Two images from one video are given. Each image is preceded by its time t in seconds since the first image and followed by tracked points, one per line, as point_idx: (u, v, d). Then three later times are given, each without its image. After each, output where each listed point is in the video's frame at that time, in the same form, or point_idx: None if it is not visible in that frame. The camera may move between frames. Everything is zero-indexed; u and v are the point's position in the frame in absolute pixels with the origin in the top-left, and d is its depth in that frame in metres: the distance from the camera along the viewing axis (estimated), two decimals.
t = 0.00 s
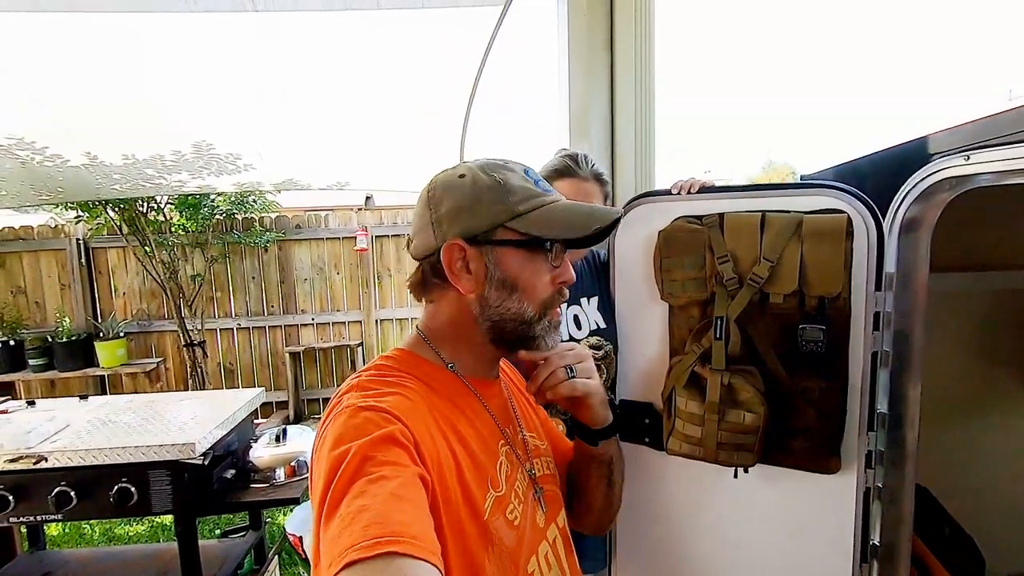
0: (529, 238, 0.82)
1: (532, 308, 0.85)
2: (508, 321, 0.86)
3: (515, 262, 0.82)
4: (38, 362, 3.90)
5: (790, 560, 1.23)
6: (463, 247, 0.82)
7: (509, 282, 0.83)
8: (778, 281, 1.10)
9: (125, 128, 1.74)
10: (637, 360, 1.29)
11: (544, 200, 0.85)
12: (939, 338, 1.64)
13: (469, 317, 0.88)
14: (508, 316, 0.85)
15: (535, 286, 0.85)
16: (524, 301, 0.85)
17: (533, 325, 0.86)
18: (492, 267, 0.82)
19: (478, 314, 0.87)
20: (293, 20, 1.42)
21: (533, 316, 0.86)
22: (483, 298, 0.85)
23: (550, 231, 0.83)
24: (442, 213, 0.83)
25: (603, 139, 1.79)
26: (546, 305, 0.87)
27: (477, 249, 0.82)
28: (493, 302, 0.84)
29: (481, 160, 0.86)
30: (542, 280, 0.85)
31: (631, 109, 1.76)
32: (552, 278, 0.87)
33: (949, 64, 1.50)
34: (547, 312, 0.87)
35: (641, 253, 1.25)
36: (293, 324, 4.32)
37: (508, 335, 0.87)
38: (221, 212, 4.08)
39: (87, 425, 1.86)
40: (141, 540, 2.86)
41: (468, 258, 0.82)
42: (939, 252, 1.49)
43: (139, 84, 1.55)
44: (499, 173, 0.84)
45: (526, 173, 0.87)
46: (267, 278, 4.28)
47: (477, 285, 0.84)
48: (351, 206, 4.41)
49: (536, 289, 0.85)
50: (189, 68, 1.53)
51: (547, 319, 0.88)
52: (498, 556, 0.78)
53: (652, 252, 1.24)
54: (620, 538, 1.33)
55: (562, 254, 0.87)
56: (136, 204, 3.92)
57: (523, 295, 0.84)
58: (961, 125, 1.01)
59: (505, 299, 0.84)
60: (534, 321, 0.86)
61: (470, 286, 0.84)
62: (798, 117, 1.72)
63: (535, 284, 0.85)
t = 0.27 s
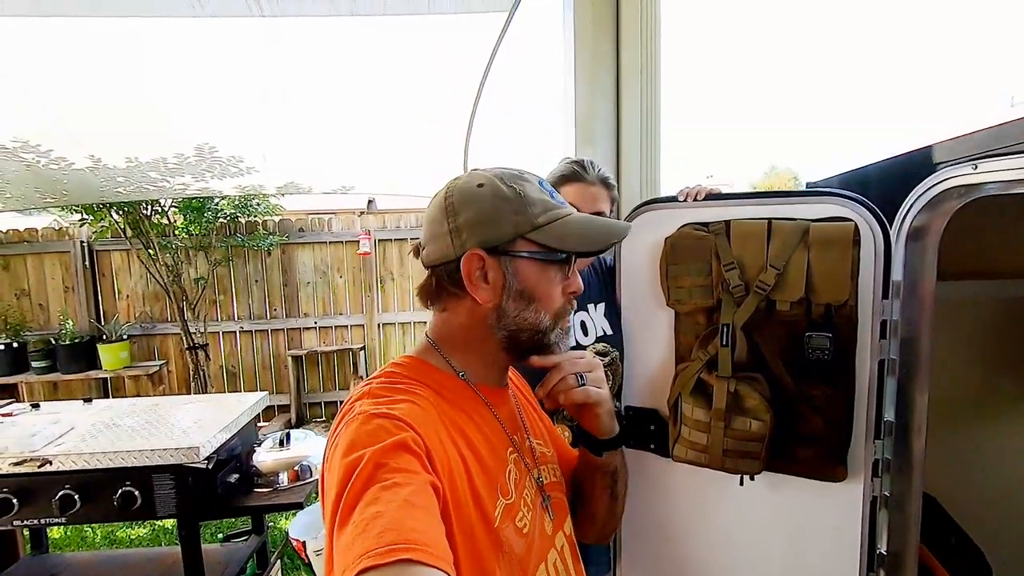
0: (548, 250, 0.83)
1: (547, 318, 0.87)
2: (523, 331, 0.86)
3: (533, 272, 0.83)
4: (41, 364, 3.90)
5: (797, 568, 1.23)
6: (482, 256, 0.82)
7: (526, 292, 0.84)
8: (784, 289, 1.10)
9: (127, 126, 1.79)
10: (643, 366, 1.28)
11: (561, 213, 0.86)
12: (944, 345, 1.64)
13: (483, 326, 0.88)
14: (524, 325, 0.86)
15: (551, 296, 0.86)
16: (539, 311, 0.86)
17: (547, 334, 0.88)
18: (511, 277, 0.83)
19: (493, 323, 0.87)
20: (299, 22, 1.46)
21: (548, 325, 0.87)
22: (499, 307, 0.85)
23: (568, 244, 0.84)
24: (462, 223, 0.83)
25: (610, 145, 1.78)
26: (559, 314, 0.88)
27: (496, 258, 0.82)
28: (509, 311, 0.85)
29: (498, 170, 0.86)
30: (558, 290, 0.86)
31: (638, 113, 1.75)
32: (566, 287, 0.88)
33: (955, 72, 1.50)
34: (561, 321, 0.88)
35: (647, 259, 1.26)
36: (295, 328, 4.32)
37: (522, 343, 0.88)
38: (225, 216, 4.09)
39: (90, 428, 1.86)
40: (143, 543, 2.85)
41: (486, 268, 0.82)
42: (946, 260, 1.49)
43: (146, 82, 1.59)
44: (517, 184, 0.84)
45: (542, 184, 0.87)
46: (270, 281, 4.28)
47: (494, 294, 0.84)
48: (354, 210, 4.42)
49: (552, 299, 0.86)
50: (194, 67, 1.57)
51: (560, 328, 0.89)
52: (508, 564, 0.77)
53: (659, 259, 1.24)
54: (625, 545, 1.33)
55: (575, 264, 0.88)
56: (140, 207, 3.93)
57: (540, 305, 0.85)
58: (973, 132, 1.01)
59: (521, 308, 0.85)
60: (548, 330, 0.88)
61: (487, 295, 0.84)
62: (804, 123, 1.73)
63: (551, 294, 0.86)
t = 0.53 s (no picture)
0: (546, 250, 0.83)
1: (543, 320, 0.86)
2: (518, 333, 0.86)
3: (529, 274, 0.83)
4: (41, 362, 3.90)
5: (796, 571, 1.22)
6: (479, 256, 0.81)
7: (523, 294, 0.83)
8: (784, 290, 1.10)
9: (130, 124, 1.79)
10: (642, 367, 1.28)
11: (559, 213, 0.86)
12: (945, 347, 1.63)
13: (479, 325, 0.88)
14: (519, 327, 0.85)
15: (547, 298, 0.85)
16: (535, 313, 0.85)
17: (543, 337, 0.87)
18: (507, 277, 0.82)
19: (489, 323, 0.86)
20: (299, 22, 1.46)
21: (544, 327, 0.86)
22: (495, 308, 0.85)
23: (566, 244, 0.84)
24: (460, 221, 0.82)
25: (610, 145, 1.78)
26: (555, 316, 0.87)
27: (493, 259, 0.82)
28: (505, 312, 0.84)
29: (497, 169, 0.86)
30: (554, 292, 0.86)
31: (639, 114, 1.74)
32: (563, 290, 0.87)
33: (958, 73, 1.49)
34: (557, 324, 0.88)
35: (647, 260, 1.25)
36: (296, 327, 4.32)
37: (516, 346, 0.87)
38: (226, 215, 4.09)
39: (89, 426, 1.86)
40: (141, 542, 2.85)
41: (483, 268, 0.82)
42: (947, 262, 1.49)
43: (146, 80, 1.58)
44: (516, 183, 0.84)
45: (542, 184, 0.87)
46: (271, 281, 4.28)
47: (491, 294, 0.83)
48: (355, 210, 4.42)
49: (549, 300, 0.86)
50: (193, 66, 1.56)
51: (556, 330, 0.88)
52: (501, 565, 0.77)
53: (659, 260, 1.24)
54: (623, 547, 1.33)
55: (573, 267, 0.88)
56: (141, 206, 3.93)
57: (536, 306, 0.85)
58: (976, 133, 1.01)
59: (517, 310, 0.84)
60: (544, 333, 0.87)
61: (483, 294, 0.83)
62: (806, 124, 1.72)
63: (548, 296, 0.85)
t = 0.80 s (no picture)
0: (517, 235, 0.82)
1: (522, 309, 0.84)
2: (499, 322, 0.85)
3: (503, 262, 0.82)
4: (42, 361, 3.91)
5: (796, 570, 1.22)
6: (452, 247, 0.83)
7: (498, 282, 0.83)
8: (785, 289, 1.10)
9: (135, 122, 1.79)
10: (642, 365, 1.28)
11: (535, 198, 0.84)
12: (946, 348, 1.63)
13: (463, 315, 0.89)
14: (496, 317, 0.85)
15: (524, 286, 0.84)
16: (513, 301, 0.84)
17: (524, 326, 0.85)
18: (480, 266, 0.83)
19: (471, 314, 0.87)
20: (303, 21, 1.47)
21: (523, 316, 0.85)
22: (475, 298, 0.85)
23: (538, 228, 0.81)
24: (435, 214, 0.85)
25: (612, 146, 1.78)
26: (537, 305, 0.85)
27: (465, 248, 0.83)
28: (483, 302, 0.85)
29: (477, 161, 0.88)
30: (533, 280, 0.84)
31: (641, 115, 1.75)
32: (545, 278, 0.85)
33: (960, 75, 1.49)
34: (539, 312, 0.85)
35: (648, 259, 1.26)
36: (296, 327, 4.33)
37: (500, 336, 0.87)
38: (228, 215, 4.09)
39: (90, 423, 1.87)
40: (141, 540, 2.85)
41: (458, 259, 0.84)
42: (948, 264, 1.49)
43: (149, 78, 1.59)
44: (490, 172, 0.84)
45: (522, 173, 0.87)
46: (272, 281, 4.29)
47: (468, 284, 0.85)
48: (356, 210, 4.42)
49: (527, 289, 0.84)
50: (196, 65, 1.57)
51: (541, 319, 0.86)
52: (505, 558, 0.77)
53: (660, 259, 1.24)
54: (623, 545, 1.33)
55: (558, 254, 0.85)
56: (143, 205, 3.94)
57: (513, 295, 0.84)
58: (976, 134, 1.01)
59: (495, 299, 0.84)
60: (526, 322, 0.85)
61: (461, 284, 0.86)
62: (807, 126, 1.73)
63: (525, 284, 0.84)
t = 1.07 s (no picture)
0: (483, 230, 0.82)
1: (498, 303, 0.84)
2: (479, 318, 0.86)
3: (473, 258, 0.83)
4: (42, 362, 3.91)
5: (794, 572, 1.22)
6: (428, 247, 0.87)
7: (472, 278, 0.84)
8: (783, 291, 1.10)
9: (137, 123, 1.80)
10: (641, 367, 1.28)
11: (497, 187, 0.83)
12: (945, 351, 1.63)
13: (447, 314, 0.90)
14: (473, 313, 0.85)
15: (498, 280, 0.84)
16: (489, 296, 0.84)
17: (502, 320, 0.85)
18: (454, 262, 0.84)
19: (453, 312, 0.88)
20: (305, 24, 1.48)
21: (499, 310, 0.85)
22: (454, 296, 0.87)
23: (494, 220, 0.81)
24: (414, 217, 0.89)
25: (611, 148, 1.79)
26: (514, 298, 0.85)
27: (438, 248, 0.86)
28: (461, 300, 0.86)
29: (450, 160, 0.90)
30: (507, 273, 0.84)
31: (640, 118, 1.76)
32: (519, 270, 0.85)
33: (957, 75, 1.51)
34: (517, 306, 0.85)
35: (647, 260, 1.26)
36: (296, 329, 4.33)
37: (481, 332, 0.87)
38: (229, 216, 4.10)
39: (89, 423, 1.87)
40: (139, 541, 2.85)
41: (433, 259, 0.87)
42: (947, 267, 1.49)
43: (152, 80, 1.60)
44: (455, 169, 0.86)
45: (494, 165, 0.87)
46: (272, 283, 4.29)
47: (446, 283, 0.87)
48: (357, 213, 4.43)
49: (501, 282, 0.84)
50: (199, 66, 1.58)
51: (519, 312, 0.85)
52: (502, 557, 0.77)
53: (659, 260, 1.24)
54: (621, 547, 1.32)
55: (528, 245, 0.84)
56: (145, 206, 3.95)
57: (488, 290, 0.84)
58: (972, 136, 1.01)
59: (471, 295, 0.85)
60: (504, 316, 0.85)
61: (441, 282, 0.88)
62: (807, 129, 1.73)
63: (498, 278, 0.84)
